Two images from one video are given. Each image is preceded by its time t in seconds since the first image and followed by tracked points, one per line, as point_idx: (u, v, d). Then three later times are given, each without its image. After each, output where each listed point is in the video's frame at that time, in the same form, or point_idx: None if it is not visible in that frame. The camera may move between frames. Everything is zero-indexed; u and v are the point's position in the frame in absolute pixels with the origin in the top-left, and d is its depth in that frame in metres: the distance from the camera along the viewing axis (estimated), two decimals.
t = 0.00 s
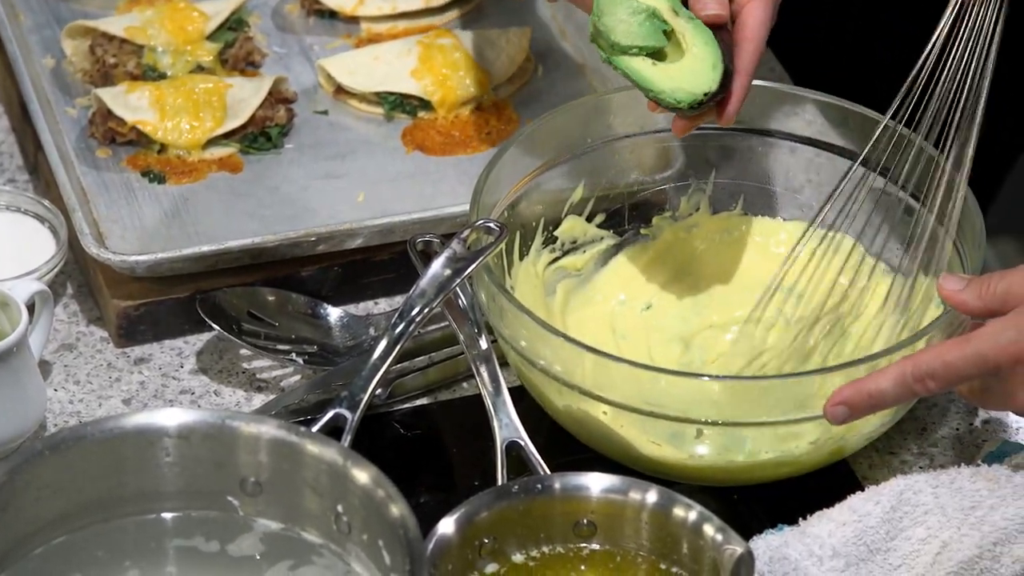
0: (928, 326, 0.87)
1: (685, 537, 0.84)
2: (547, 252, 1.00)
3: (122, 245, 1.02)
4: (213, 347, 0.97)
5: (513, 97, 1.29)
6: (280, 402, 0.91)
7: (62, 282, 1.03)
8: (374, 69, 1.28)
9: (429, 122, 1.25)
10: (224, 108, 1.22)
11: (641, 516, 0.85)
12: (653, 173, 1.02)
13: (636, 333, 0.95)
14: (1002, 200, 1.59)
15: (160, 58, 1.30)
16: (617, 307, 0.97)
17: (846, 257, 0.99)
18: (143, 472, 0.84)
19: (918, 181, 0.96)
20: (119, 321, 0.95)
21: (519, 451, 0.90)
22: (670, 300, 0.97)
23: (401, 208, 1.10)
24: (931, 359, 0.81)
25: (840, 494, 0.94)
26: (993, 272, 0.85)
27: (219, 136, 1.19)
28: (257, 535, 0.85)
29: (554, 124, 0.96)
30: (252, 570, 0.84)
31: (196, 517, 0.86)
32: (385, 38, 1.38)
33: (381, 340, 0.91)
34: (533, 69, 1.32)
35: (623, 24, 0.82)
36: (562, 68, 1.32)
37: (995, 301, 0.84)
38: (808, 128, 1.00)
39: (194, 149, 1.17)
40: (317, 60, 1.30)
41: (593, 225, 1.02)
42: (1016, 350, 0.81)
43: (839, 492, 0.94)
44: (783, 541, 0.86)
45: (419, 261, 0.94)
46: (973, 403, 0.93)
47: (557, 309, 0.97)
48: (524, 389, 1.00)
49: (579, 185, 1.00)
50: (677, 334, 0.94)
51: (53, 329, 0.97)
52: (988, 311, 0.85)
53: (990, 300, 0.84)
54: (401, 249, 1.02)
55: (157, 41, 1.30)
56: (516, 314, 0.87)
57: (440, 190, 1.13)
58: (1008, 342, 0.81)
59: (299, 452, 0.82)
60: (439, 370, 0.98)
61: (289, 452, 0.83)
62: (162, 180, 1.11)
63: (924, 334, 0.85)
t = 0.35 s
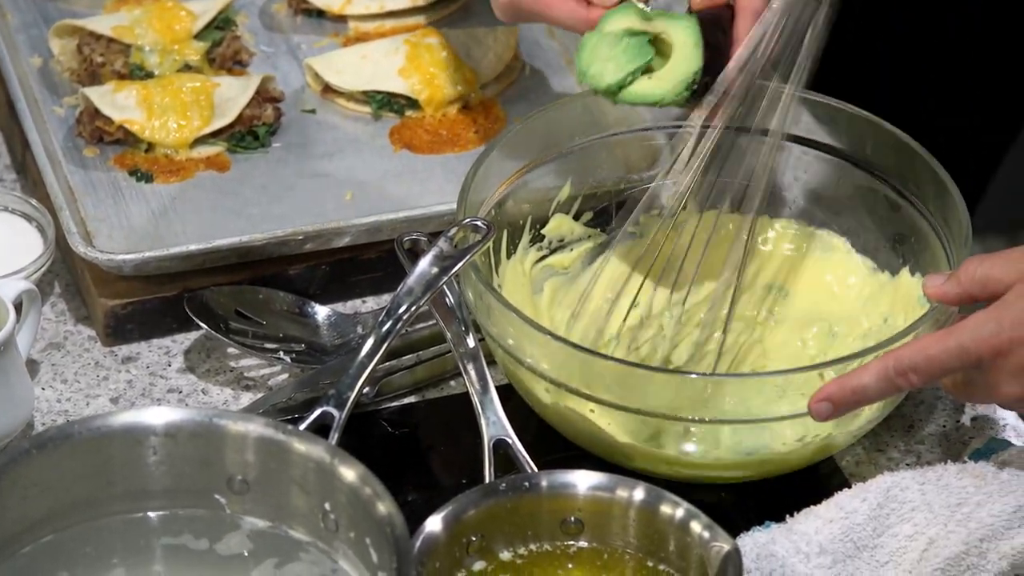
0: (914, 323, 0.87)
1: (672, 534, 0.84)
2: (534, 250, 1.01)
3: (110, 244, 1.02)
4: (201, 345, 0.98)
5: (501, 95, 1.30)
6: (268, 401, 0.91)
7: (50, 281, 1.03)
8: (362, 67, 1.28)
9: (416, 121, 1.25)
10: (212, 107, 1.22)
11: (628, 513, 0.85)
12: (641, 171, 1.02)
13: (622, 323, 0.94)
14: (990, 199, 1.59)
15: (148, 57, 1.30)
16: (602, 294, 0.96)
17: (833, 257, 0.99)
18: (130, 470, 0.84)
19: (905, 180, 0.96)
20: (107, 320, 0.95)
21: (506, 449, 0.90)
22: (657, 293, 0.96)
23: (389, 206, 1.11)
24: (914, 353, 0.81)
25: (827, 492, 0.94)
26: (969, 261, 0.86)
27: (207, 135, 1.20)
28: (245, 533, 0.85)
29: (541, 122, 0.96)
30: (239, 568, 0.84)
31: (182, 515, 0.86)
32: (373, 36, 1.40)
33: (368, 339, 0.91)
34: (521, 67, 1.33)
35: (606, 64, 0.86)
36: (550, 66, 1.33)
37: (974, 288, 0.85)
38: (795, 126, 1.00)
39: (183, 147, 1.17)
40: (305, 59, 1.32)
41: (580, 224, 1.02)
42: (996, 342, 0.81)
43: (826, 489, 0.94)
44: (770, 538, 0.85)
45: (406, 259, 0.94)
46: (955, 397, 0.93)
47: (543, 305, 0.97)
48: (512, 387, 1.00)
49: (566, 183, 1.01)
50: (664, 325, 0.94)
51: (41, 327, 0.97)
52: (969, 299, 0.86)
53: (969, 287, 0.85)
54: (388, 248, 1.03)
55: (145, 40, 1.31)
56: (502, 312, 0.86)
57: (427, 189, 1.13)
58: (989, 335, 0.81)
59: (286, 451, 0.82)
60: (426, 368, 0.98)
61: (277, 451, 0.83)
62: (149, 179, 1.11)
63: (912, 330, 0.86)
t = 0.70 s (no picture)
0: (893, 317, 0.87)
1: (653, 529, 0.84)
2: (516, 246, 1.01)
3: (92, 241, 1.02)
4: (183, 342, 0.98)
5: (483, 92, 1.32)
6: (250, 397, 0.91)
7: (32, 279, 1.03)
8: (343, 62, 1.31)
9: (397, 117, 1.26)
10: (194, 104, 1.23)
11: (610, 508, 0.85)
12: (621, 168, 1.04)
13: (608, 317, 0.94)
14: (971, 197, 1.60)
15: (129, 54, 1.31)
16: (580, 290, 0.96)
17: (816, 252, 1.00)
18: (111, 466, 0.84)
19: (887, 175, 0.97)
20: (89, 317, 0.96)
21: (488, 443, 0.90)
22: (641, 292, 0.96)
23: (371, 203, 1.11)
24: (897, 350, 0.81)
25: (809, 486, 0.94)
26: (948, 256, 0.86)
27: (189, 132, 1.21)
28: (227, 530, 0.85)
29: (523, 117, 0.97)
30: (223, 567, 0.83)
31: (165, 511, 0.86)
32: (354, 33, 1.42)
33: (348, 335, 0.91)
34: (503, 64, 1.34)
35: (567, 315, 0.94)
36: (531, 62, 1.35)
37: (955, 283, 0.85)
38: (777, 122, 1.01)
39: (165, 145, 1.18)
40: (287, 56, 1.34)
41: (561, 220, 1.03)
42: (980, 340, 0.82)
43: (808, 483, 0.94)
44: (752, 532, 0.86)
45: (388, 255, 0.94)
46: (937, 390, 0.93)
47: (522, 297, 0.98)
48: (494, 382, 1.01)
49: (547, 179, 1.01)
50: (648, 316, 0.94)
51: (22, 324, 0.97)
52: (947, 295, 0.86)
53: (949, 282, 0.85)
54: (370, 244, 1.04)
55: (126, 37, 1.31)
56: (483, 307, 0.87)
57: (408, 185, 1.14)
58: (972, 332, 0.82)
59: (266, 445, 0.82)
60: (409, 364, 0.99)
61: (258, 447, 0.82)
62: (131, 175, 1.12)
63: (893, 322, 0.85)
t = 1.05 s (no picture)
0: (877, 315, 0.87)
1: (637, 526, 0.81)
2: (500, 244, 1.01)
3: (76, 238, 1.06)
4: (168, 341, 0.99)
5: (466, 90, 1.38)
6: (234, 395, 0.91)
7: (16, 278, 1.04)
8: (328, 60, 1.35)
9: (382, 116, 1.33)
10: (178, 103, 1.28)
11: (594, 505, 0.82)
12: (607, 165, 1.04)
13: (596, 316, 0.93)
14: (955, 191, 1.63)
15: (114, 54, 1.36)
16: (566, 291, 0.95)
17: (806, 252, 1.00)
18: (96, 465, 0.82)
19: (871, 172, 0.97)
20: (73, 315, 0.97)
21: (472, 441, 0.91)
22: (626, 294, 0.96)
23: (356, 201, 1.17)
24: (881, 357, 0.81)
25: (793, 484, 0.94)
26: (930, 254, 0.86)
27: (174, 131, 1.25)
28: (211, 529, 0.83)
29: (508, 116, 0.98)
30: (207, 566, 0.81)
31: (149, 509, 0.84)
32: (339, 32, 1.46)
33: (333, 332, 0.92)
34: (487, 62, 1.39)
35: (558, 322, 0.92)
36: (515, 61, 1.40)
37: (936, 280, 0.84)
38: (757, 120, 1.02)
39: (149, 144, 1.23)
40: (272, 55, 1.38)
41: (545, 217, 1.03)
42: (963, 345, 0.82)
43: (791, 479, 0.94)
44: (735, 529, 0.83)
45: (372, 253, 0.94)
46: (919, 391, 0.93)
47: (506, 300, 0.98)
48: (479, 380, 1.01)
49: (531, 178, 1.01)
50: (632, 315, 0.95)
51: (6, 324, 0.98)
52: (930, 292, 0.85)
53: (931, 280, 0.84)
54: (355, 243, 1.05)
55: (111, 37, 1.37)
56: (468, 305, 0.86)
57: (393, 185, 1.19)
58: (955, 338, 0.82)
59: (250, 442, 0.80)
60: (394, 361, 1.00)
61: (242, 444, 0.80)
62: (116, 174, 1.17)
63: (875, 318, 0.84)
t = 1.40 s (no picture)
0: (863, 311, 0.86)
1: (626, 523, 0.79)
2: (488, 242, 1.02)
3: (63, 236, 1.09)
4: (155, 338, 1.01)
5: (453, 87, 1.38)
6: (222, 393, 0.91)
7: (4, 275, 1.07)
8: (316, 58, 1.36)
9: (369, 113, 1.34)
10: (164, 100, 1.30)
11: (582, 503, 0.80)
12: (595, 162, 1.04)
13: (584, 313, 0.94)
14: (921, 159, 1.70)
15: (100, 51, 1.37)
16: (553, 289, 0.96)
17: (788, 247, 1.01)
18: (81, 462, 0.77)
19: (854, 171, 0.98)
20: (61, 313, 0.98)
21: (461, 439, 0.89)
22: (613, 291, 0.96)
23: (342, 198, 1.18)
24: (865, 359, 0.81)
25: (780, 479, 0.94)
26: (916, 252, 0.86)
27: (161, 128, 1.27)
28: (199, 527, 0.78)
29: (494, 113, 0.98)
30: (197, 565, 0.77)
31: (137, 507, 0.79)
32: (326, 29, 1.47)
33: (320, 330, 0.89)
34: (474, 59, 1.41)
35: (544, 317, 0.93)
36: (503, 58, 1.41)
37: (921, 278, 0.84)
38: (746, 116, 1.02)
39: (135, 141, 1.24)
40: (258, 53, 1.39)
41: (532, 215, 1.04)
42: (947, 350, 0.83)
43: (778, 475, 0.94)
44: (724, 526, 0.81)
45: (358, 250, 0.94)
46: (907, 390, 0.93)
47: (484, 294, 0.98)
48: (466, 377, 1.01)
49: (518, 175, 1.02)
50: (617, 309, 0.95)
51: None
52: (916, 289, 0.85)
53: (916, 277, 0.84)
54: (341, 240, 1.07)
55: (98, 34, 1.37)
56: (455, 301, 0.85)
57: (382, 181, 1.20)
58: (939, 342, 0.82)
59: (237, 440, 0.75)
60: (381, 359, 1.00)
61: (228, 441, 0.75)
62: (103, 172, 1.19)
63: (864, 315, 0.84)
